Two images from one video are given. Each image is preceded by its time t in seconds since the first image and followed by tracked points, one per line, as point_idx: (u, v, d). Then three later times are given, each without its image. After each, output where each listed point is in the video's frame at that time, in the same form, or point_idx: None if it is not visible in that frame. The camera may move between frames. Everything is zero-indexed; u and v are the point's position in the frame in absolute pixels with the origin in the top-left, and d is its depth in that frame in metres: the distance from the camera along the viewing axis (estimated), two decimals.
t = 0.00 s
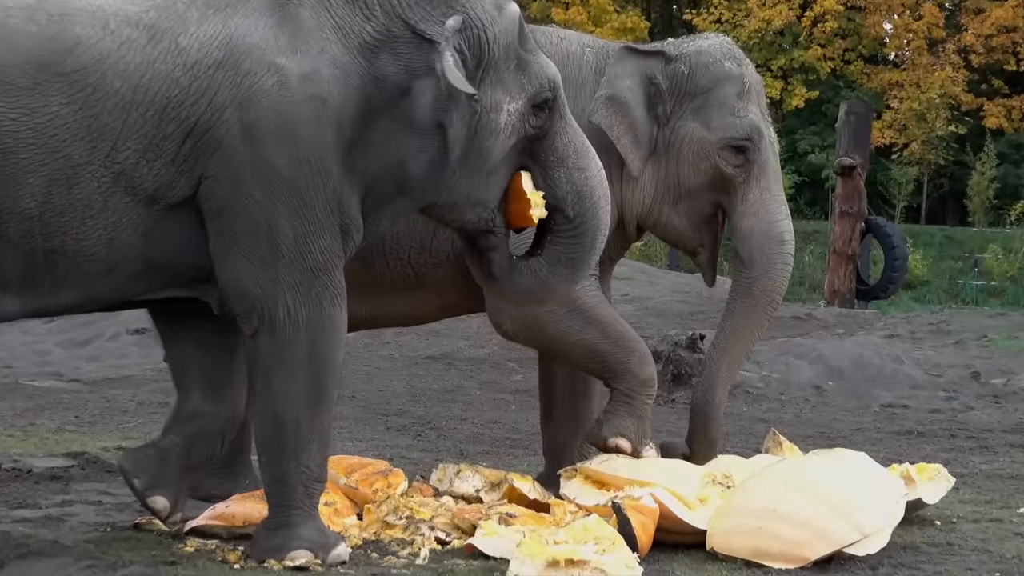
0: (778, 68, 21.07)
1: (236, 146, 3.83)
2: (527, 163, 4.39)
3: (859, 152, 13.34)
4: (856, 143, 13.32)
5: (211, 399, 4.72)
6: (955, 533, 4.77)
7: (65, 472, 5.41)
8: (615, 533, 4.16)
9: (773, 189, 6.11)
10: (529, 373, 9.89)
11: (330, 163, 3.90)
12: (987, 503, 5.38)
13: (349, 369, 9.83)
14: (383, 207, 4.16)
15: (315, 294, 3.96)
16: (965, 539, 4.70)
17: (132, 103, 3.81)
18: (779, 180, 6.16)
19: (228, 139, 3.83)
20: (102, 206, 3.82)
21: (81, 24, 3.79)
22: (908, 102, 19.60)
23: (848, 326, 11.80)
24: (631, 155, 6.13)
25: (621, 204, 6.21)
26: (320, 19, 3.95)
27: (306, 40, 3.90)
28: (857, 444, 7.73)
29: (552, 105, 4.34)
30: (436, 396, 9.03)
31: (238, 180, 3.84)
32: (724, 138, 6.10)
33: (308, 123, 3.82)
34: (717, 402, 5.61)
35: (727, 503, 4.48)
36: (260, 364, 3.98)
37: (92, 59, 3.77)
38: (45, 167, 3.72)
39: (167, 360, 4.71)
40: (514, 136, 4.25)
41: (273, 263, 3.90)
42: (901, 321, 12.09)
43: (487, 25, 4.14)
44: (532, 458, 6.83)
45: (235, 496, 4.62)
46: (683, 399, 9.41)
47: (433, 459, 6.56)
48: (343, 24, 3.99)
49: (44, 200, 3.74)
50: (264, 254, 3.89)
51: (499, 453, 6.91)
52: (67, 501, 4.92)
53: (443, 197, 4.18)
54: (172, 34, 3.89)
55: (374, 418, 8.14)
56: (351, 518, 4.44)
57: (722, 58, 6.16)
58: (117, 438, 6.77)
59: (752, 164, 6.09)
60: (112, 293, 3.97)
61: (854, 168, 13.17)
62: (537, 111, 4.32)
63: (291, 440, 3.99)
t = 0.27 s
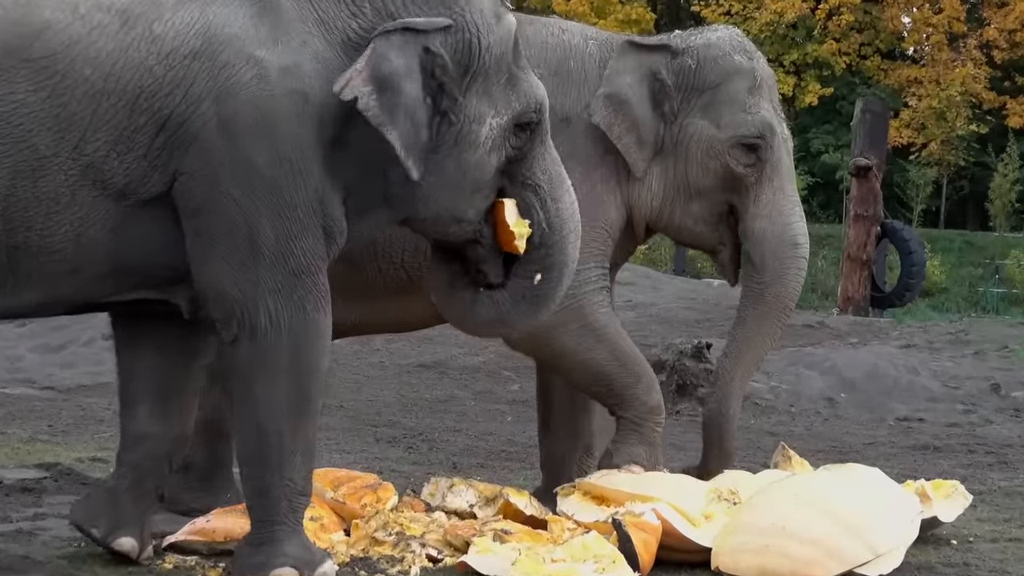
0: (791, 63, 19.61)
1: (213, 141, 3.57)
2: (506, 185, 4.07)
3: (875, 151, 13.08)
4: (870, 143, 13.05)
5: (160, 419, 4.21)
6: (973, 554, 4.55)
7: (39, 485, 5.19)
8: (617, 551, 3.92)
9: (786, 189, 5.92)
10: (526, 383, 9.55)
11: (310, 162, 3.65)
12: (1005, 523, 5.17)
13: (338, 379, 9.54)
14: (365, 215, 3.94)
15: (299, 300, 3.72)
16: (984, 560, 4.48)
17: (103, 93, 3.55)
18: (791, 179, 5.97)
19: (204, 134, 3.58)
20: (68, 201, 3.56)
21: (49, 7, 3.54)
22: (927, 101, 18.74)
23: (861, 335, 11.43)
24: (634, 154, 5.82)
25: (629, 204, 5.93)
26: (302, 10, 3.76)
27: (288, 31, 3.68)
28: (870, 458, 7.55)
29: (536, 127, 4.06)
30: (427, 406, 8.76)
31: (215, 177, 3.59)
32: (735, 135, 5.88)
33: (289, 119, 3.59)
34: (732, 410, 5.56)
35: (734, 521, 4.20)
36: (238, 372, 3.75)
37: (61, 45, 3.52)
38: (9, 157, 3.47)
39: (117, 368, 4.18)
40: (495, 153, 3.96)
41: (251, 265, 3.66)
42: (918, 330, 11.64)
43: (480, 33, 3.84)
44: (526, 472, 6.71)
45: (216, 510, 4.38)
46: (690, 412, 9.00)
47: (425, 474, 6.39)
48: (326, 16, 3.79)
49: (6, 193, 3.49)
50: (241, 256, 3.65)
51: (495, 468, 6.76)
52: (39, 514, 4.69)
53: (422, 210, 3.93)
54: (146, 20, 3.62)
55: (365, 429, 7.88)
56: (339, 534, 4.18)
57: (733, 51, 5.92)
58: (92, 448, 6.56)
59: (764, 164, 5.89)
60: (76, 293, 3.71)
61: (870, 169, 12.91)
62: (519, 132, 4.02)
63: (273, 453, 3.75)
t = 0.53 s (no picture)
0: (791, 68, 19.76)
1: (209, 145, 3.59)
2: (485, 201, 4.13)
3: (876, 156, 13.04)
4: (872, 147, 13.03)
5: (145, 435, 4.19)
6: (973, 562, 4.53)
7: (40, 489, 5.19)
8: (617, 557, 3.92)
9: (788, 196, 5.95)
10: (527, 389, 9.51)
11: (306, 166, 3.69)
12: (1005, 530, 5.14)
13: (339, 384, 9.52)
14: (354, 222, 3.99)
15: (296, 302, 3.74)
16: (983, 566, 4.46)
17: (99, 94, 3.55)
18: (793, 186, 6.00)
19: (200, 137, 3.59)
20: (63, 203, 3.59)
21: (45, 7, 3.54)
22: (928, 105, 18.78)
23: (861, 341, 11.44)
24: (643, 163, 5.79)
25: (632, 208, 5.89)
26: (297, 17, 3.75)
27: (283, 36, 3.69)
28: (872, 464, 7.54)
29: (520, 144, 4.12)
30: (426, 412, 8.76)
31: (211, 181, 3.61)
32: (739, 142, 5.89)
33: (285, 125, 3.61)
34: (730, 422, 5.52)
35: (735, 528, 4.18)
36: (236, 375, 3.76)
37: (58, 45, 3.52)
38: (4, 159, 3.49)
39: (106, 383, 4.17)
40: (481, 163, 4.02)
41: (248, 268, 3.68)
42: (919, 336, 11.63)
43: (474, 43, 3.90)
44: (528, 477, 6.71)
45: (214, 517, 4.38)
46: (689, 414, 9.02)
47: (426, 479, 6.39)
48: (320, 23, 3.77)
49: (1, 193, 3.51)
50: (238, 260, 3.67)
51: (495, 473, 6.76)
52: (39, 518, 4.69)
53: (410, 214, 4.00)
54: (142, 22, 3.62)
55: (365, 435, 7.87)
56: (338, 540, 4.18)
57: (736, 57, 5.94)
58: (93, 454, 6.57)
59: (766, 170, 5.91)
60: (68, 294, 3.74)
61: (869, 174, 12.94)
62: (504, 148, 4.09)
63: (272, 455, 3.75)
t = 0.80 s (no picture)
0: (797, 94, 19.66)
1: (208, 169, 3.60)
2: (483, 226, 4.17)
3: (881, 182, 13.06)
4: (877, 173, 13.04)
5: (143, 459, 4.21)
6: None
7: (43, 513, 5.19)
8: None
9: (795, 222, 5.97)
10: (531, 415, 9.48)
11: (304, 189, 3.71)
12: (1009, 560, 5.13)
13: (343, 408, 9.51)
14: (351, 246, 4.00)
15: (295, 325, 3.75)
16: None
17: (98, 118, 3.54)
18: (799, 213, 6.02)
19: (199, 161, 3.60)
20: (61, 226, 3.57)
21: (44, 30, 3.52)
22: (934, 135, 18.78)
23: (865, 368, 11.42)
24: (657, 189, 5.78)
25: (639, 231, 5.88)
26: (295, 41, 3.79)
27: (282, 61, 3.71)
28: (877, 491, 7.55)
29: (515, 170, 4.17)
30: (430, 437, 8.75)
31: (211, 205, 3.62)
32: (748, 167, 5.90)
33: (282, 149, 3.63)
34: (734, 445, 5.53)
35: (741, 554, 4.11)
36: (236, 399, 3.77)
37: (57, 69, 3.50)
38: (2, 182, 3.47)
39: (106, 408, 4.22)
40: (479, 189, 4.06)
41: (248, 292, 3.69)
42: (924, 364, 11.62)
43: (472, 67, 3.96)
44: (532, 503, 6.73)
45: (218, 541, 4.39)
46: (693, 441, 8.99)
47: (429, 504, 6.43)
48: (319, 48, 3.83)
49: None
50: (238, 283, 3.68)
51: (498, 498, 6.78)
52: (42, 542, 4.69)
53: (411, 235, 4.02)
54: (141, 46, 3.61)
55: (368, 460, 7.87)
56: (342, 565, 4.17)
57: (746, 83, 5.95)
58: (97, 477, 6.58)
59: (775, 196, 5.92)
60: (63, 317, 3.72)
61: (876, 201, 12.88)
62: (500, 173, 4.14)
63: (273, 479, 3.76)
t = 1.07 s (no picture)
0: (800, 108, 19.62)
1: (201, 185, 3.62)
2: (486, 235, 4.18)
3: (885, 196, 13.00)
4: (880, 186, 12.98)
5: (143, 476, 4.28)
6: None
7: (48, 528, 5.20)
8: None
9: (802, 235, 5.99)
10: (535, 428, 9.47)
11: (300, 203, 3.71)
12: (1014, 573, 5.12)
13: (346, 422, 9.51)
14: (347, 259, 4.01)
15: (293, 338, 3.74)
16: None
17: (90, 133, 3.60)
18: (806, 226, 6.04)
19: (192, 177, 3.62)
20: (53, 240, 3.62)
21: (36, 47, 3.59)
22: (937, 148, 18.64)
23: (869, 380, 11.41)
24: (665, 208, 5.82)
25: (649, 242, 5.90)
26: (287, 56, 3.81)
27: (274, 76, 3.72)
28: (880, 504, 7.57)
29: (512, 177, 4.16)
30: (434, 450, 8.76)
31: (205, 221, 3.63)
32: (756, 181, 5.91)
33: (276, 163, 3.63)
34: (734, 448, 5.53)
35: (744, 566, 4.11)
36: (236, 415, 3.77)
37: (48, 84, 3.57)
38: None
39: (106, 425, 4.27)
40: (475, 200, 4.07)
41: (245, 306, 3.68)
42: (928, 376, 11.57)
43: (463, 80, 3.96)
44: (535, 516, 6.76)
45: (223, 555, 4.30)
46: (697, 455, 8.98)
47: (434, 518, 6.51)
48: (311, 65, 3.87)
49: None
50: (235, 298, 3.67)
51: (502, 512, 6.80)
52: (47, 557, 4.70)
53: (409, 246, 4.01)
54: (132, 62, 3.66)
55: (373, 474, 7.87)
56: None
57: (752, 96, 5.97)
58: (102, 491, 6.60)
59: (782, 209, 5.93)
60: (56, 333, 3.75)
61: (879, 215, 12.92)
62: (498, 181, 4.14)
63: (275, 493, 3.76)
